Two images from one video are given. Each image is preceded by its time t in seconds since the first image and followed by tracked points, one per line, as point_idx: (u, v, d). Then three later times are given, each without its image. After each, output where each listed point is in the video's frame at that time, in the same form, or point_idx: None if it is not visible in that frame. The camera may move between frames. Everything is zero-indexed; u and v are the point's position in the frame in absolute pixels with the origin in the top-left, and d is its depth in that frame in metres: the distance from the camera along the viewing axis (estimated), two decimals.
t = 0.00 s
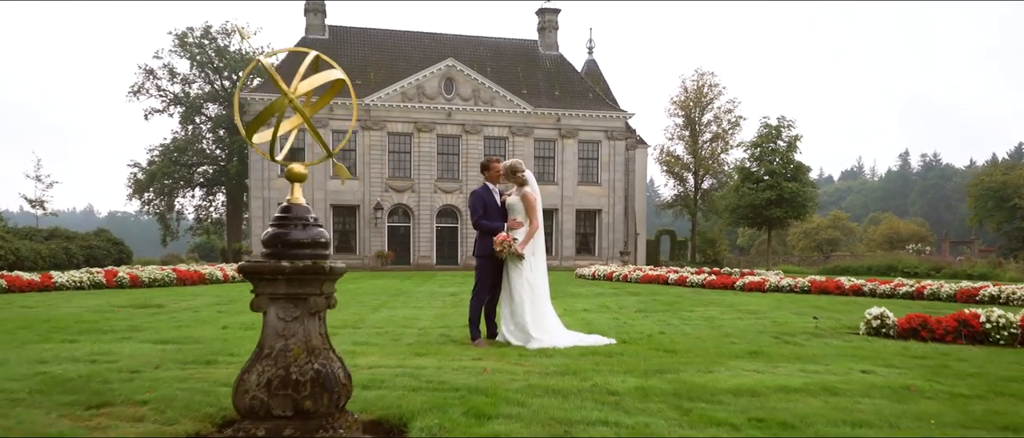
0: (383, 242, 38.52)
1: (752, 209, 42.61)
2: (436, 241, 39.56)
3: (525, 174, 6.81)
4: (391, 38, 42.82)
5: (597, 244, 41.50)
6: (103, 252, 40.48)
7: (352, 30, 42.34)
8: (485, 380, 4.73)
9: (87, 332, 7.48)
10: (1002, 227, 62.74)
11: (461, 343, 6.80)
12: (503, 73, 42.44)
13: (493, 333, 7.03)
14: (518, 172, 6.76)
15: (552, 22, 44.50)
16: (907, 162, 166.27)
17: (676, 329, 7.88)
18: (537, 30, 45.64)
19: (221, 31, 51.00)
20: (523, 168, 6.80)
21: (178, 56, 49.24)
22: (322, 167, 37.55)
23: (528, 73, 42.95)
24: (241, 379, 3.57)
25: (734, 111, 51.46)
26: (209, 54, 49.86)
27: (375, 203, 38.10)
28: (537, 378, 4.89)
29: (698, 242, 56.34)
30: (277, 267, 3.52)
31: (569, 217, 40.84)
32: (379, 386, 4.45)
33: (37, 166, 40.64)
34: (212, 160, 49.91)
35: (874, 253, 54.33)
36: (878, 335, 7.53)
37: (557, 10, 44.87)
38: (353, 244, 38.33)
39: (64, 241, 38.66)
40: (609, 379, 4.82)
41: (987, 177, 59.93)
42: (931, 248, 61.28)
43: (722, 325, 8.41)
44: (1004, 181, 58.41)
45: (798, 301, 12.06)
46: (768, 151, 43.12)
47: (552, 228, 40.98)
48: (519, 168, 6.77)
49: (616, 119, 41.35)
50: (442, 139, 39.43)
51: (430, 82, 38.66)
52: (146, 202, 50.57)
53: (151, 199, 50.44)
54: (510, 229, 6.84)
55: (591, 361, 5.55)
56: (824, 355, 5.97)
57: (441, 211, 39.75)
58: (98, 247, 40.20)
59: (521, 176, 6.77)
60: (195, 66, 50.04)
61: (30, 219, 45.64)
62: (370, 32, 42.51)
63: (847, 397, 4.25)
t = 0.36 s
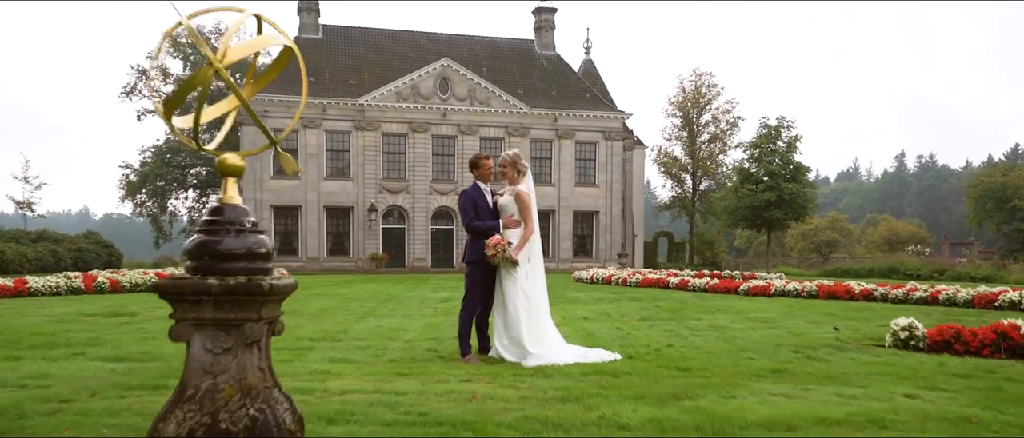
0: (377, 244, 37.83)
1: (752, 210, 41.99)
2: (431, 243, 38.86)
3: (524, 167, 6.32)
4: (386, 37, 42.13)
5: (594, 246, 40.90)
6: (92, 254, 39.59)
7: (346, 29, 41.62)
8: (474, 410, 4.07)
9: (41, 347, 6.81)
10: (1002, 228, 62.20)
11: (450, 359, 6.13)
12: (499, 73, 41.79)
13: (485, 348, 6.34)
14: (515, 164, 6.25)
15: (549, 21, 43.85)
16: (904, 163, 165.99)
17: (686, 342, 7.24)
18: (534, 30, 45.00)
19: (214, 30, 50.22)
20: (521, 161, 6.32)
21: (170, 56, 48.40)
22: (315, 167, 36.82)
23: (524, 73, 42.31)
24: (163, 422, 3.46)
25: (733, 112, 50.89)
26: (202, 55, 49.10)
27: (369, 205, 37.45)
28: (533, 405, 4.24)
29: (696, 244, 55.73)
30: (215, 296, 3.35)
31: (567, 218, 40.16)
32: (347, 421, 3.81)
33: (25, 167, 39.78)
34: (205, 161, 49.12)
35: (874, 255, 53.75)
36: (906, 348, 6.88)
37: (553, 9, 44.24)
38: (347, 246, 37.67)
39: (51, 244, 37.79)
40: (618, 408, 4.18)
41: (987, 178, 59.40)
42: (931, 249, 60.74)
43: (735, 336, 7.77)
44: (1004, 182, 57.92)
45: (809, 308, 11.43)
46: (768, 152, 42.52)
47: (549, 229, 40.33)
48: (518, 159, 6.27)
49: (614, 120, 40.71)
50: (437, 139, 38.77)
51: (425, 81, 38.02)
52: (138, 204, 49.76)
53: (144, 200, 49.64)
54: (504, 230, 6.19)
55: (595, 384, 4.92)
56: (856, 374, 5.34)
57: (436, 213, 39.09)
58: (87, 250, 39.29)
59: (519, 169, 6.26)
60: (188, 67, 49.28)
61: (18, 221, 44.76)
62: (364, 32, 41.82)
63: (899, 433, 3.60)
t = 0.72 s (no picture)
0: (370, 246, 37.10)
1: (751, 211, 41.36)
2: (425, 246, 38.15)
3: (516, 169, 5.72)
4: (379, 36, 41.39)
5: (591, 248, 40.24)
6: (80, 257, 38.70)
7: (338, 28, 40.87)
8: None
9: None
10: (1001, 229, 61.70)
11: (435, 384, 5.46)
12: (494, 72, 41.09)
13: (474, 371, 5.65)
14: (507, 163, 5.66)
15: (545, 20, 43.18)
16: (899, 163, 165.85)
17: (696, 360, 6.58)
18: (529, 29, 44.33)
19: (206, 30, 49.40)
20: (513, 162, 5.72)
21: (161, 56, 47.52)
22: (307, 168, 36.12)
23: (519, 72, 41.62)
24: None
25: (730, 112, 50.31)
26: (193, 54, 48.20)
27: (362, 207, 36.74)
28: None
29: (693, 246, 55.13)
30: (102, 353, 3.29)
31: (563, 220, 39.52)
32: None
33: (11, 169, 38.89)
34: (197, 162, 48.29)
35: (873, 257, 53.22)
36: (939, 367, 6.21)
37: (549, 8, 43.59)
38: (340, 249, 36.96)
39: (37, 247, 36.91)
40: None
41: (986, 179, 58.90)
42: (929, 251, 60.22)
43: (746, 351, 7.15)
44: (1003, 182, 57.42)
45: (819, 318, 10.80)
46: (767, 152, 41.91)
47: (545, 231, 39.66)
48: (510, 159, 5.68)
49: (611, 120, 40.08)
50: (431, 140, 38.06)
51: (419, 81, 37.28)
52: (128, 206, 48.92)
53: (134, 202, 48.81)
54: (496, 240, 5.52)
55: (598, 419, 4.24)
56: (893, 404, 4.67)
57: (430, 215, 38.41)
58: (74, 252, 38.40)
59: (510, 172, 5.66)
60: (179, 67, 48.38)
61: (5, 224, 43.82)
62: (357, 31, 41.07)
63: None
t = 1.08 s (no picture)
0: (363, 251, 36.44)
1: (748, 215, 40.84)
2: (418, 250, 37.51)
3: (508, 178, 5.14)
4: (371, 38, 40.72)
5: (587, 252, 39.64)
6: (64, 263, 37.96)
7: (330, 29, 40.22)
8: None
9: None
10: (998, 232, 61.30)
11: (418, 420, 4.85)
12: (488, 75, 40.51)
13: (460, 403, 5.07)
14: (498, 170, 5.09)
15: (539, 22, 42.65)
16: (893, 167, 165.86)
17: (709, 386, 5.98)
18: (524, 31, 43.78)
19: (197, 32, 48.68)
20: (505, 170, 5.15)
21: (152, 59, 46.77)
22: (298, 172, 35.47)
23: (514, 74, 41.04)
24: None
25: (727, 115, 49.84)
26: (184, 56, 47.30)
27: (354, 211, 36.08)
28: None
29: (690, 250, 54.60)
30: None
31: (558, 224, 38.95)
32: None
33: None
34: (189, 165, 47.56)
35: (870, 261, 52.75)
36: (977, 394, 5.61)
37: (544, 9, 43.07)
38: (332, 253, 36.30)
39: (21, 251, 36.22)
40: None
41: (983, 182, 58.50)
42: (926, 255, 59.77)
43: (761, 374, 6.55)
44: (1001, 186, 57.02)
45: (831, 332, 10.22)
46: (764, 155, 41.38)
47: (540, 235, 39.07)
48: (502, 166, 5.11)
49: (607, 122, 39.57)
50: (425, 143, 37.43)
51: (412, 83, 36.68)
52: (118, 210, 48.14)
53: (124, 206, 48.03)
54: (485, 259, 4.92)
55: None
56: None
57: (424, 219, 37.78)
58: (59, 257, 37.72)
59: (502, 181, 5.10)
60: (170, 69, 47.48)
61: None
62: (349, 32, 40.43)
63: None
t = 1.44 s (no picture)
0: (355, 256, 35.82)
1: (745, 219, 40.36)
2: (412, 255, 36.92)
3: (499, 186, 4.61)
4: (363, 39, 40.04)
5: (582, 257, 39.10)
6: (50, 268, 37.24)
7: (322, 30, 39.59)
8: None
9: None
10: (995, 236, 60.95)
11: None
12: (483, 77, 39.96)
13: None
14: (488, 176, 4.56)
15: (534, 23, 42.19)
16: (887, 170, 165.96)
17: (723, 415, 5.43)
18: (518, 33, 43.28)
19: (188, 33, 47.99)
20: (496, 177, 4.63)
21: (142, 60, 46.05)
22: (289, 175, 34.85)
23: (508, 76, 40.49)
24: None
25: (723, 118, 49.38)
26: (176, 58, 46.59)
27: (346, 214, 35.48)
28: None
29: (686, 253, 54.12)
30: None
31: (553, 228, 38.41)
32: None
33: None
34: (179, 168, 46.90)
35: (867, 265, 52.34)
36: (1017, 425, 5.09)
37: (539, 11, 42.56)
38: (324, 258, 35.68)
39: (5, 255, 35.55)
40: None
41: (980, 186, 58.14)
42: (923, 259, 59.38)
43: (778, 399, 6.00)
44: (997, 190, 56.66)
45: (843, 347, 9.68)
46: (762, 159, 40.86)
47: (535, 239, 38.56)
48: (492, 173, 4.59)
49: (602, 125, 39.07)
50: (418, 146, 36.82)
51: (404, 86, 36.07)
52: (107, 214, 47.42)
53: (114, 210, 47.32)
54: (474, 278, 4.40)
55: None
56: None
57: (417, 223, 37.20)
58: (45, 262, 37.08)
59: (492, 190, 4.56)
60: (161, 71, 46.78)
61: None
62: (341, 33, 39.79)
63: None
